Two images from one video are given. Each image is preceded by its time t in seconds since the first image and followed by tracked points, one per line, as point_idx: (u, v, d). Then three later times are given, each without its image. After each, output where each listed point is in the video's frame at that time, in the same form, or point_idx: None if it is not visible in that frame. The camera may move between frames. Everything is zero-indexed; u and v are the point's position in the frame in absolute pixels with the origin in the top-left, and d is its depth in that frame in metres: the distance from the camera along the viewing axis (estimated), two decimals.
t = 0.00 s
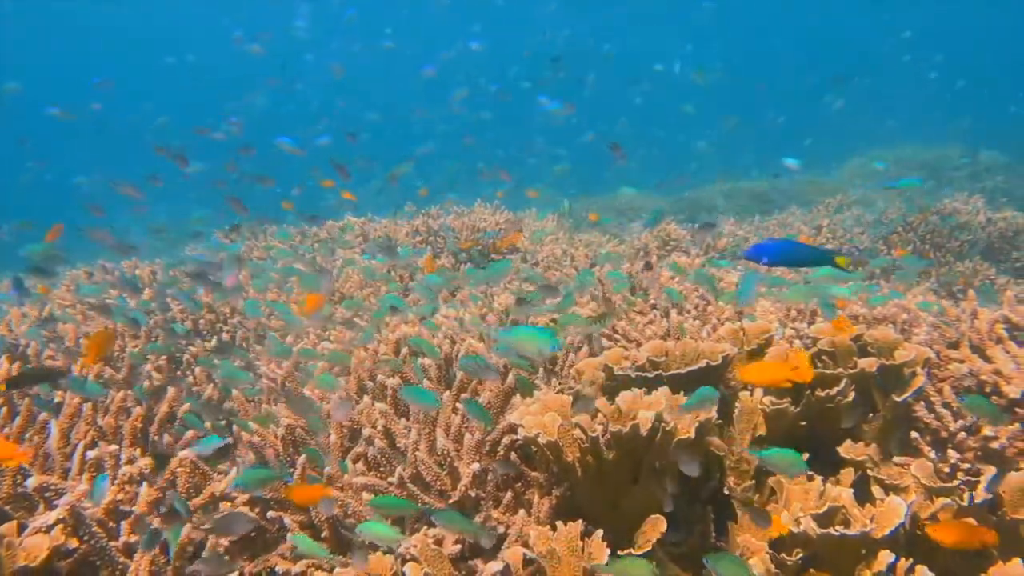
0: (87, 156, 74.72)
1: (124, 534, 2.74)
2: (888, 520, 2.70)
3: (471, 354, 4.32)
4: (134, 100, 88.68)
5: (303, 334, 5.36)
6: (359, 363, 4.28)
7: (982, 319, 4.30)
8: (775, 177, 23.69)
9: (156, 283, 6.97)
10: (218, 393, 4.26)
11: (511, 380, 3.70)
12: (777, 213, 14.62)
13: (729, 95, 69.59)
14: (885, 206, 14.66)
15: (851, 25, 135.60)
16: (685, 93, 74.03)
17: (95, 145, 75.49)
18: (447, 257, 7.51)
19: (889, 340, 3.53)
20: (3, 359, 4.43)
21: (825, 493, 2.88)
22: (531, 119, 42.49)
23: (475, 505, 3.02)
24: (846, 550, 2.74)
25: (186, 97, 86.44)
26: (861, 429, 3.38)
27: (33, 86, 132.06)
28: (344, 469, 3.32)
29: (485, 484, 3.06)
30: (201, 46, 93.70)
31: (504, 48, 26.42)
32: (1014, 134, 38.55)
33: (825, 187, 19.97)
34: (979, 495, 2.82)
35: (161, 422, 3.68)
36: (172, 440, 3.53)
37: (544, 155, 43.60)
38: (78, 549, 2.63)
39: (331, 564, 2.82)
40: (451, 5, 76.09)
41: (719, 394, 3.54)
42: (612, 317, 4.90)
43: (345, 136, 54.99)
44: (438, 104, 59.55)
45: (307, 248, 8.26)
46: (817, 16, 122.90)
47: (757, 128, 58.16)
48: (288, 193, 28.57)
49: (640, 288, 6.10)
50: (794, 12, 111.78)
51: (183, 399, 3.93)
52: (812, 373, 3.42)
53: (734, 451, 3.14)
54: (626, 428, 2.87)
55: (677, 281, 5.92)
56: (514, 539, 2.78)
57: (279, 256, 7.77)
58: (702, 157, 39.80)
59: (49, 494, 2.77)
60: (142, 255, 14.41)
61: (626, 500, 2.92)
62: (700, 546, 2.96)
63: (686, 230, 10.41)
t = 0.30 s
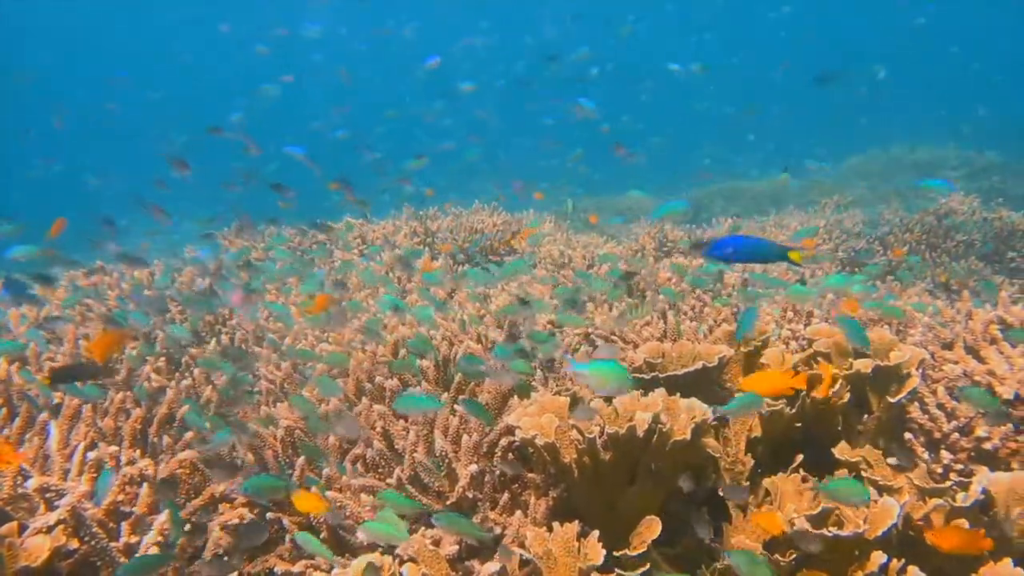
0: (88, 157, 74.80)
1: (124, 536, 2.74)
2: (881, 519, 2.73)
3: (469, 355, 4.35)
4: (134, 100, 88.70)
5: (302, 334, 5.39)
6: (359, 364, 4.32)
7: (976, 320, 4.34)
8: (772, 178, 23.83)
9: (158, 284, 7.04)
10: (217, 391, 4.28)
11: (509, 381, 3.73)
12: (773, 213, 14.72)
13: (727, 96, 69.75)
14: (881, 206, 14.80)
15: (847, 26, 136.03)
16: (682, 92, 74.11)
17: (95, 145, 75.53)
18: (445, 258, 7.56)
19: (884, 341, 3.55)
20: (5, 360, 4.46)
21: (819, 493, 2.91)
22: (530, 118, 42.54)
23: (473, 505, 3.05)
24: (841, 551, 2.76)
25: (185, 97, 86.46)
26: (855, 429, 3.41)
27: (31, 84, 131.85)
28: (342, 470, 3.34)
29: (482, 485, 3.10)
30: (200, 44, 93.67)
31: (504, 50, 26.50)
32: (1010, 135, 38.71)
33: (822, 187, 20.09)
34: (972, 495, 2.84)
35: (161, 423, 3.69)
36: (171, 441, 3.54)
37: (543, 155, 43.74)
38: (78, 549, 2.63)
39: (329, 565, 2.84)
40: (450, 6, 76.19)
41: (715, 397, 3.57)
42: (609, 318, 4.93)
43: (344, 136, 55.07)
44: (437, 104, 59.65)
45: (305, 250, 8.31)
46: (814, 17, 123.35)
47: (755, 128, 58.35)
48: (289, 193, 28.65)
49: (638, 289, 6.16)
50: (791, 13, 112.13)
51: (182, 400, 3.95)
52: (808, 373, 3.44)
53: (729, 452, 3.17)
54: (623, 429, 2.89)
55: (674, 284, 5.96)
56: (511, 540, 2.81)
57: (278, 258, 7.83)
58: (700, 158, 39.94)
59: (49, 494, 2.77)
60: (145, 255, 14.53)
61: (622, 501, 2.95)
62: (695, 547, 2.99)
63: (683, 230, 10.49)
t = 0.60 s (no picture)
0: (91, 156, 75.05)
1: (126, 540, 2.77)
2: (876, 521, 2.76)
3: (470, 357, 4.39)
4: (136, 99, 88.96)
5: (303, 335, 5.43)
6: (360, 366, 4.37)
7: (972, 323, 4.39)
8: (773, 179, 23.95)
9: (159, 283, 7.09)
10: (218, 392, 4.33)
11: (507, 384, 3.77)
12: (773, 214, 14.80)
13: (728, 96, 69.85)
14: (882, 207, 14.89)
15: (848, 26, 136.26)
16: (683, 91, 74.15)
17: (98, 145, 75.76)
18: (446, 260, 7.62)
19: (878, 344, 3.58)
20: (10, 361, 4.53)
21: (814, 495, 2.94)
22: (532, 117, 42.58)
23: (472, 506, 3.09)
24: (833, 552, 2.81)
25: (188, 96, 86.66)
26: (851, 432, 3.45)
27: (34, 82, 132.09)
28: (342, 472, 3.36)
29: (480, 487, 3.15)
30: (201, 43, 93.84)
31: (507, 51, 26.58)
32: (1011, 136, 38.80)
33: (823, 188, 20.18)
34: (967, 497, 2.87)
35: (163, 425, 3.73)
36: (172, 443, 3.57)
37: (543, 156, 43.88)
38: (82, 552, 2.65)
39: (330, 566, 2.87)
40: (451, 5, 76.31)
41: (712, 400, 3.59)
42: (608, 319, 4.97)
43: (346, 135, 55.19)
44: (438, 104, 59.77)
45: (308, 251, 8.36)
46: (815, 16, 123.48)
47: (756, 128, 58.45)
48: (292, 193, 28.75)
49: (636, 290, 6.20)
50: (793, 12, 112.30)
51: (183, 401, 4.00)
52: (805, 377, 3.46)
53: (726, 454, 3.20)
54: (618, 432, 2.93)
55: (675, 286, 5.99)
56: (510, 541, 2.84)
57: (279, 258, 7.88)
58: (701, 158, 40.07)
59: (54, 498, 2.81)
60: (152, 255, 14.69)
61: (619, 504, 2.98)
62: (692, 548, 3.03)
63: (683, 231, 10.54)
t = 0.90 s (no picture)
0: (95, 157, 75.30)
1: (131, 542, 2.81)
2: (871, 526, 2.80)
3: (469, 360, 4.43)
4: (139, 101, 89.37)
5: (306, 339, 5.46)
6: (360, 370, 4.40)
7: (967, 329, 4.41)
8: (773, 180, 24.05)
9: (163, 286, 7.15)
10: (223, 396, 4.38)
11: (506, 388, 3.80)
12: (772, 216, 14.88)
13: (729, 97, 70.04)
14: (882, 209, 14.97)
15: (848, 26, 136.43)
16: (685, 92, 74.26)
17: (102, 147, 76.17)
18: (447, 263, 7.66)
19: (874, 350, 3.61)
20: (17, 367, 4.58)
21: (811, 498, 2.96)
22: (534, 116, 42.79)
23: (472, 509, 3.12)
24: (831, 554, 2.84)
25: (190, 97, 87.04)
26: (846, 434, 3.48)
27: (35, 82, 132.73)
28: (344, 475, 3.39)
29: (479, 489, 3.18)
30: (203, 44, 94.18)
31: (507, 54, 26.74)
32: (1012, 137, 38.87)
33: (823, 188, 20.28)
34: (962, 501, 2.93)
35: (166, 428, 3.76)
36: (175, 447, 3.60)
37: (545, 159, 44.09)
38: (88, 555, 2.70)
39: (331, 567, 2.91)
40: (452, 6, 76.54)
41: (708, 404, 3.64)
42: (607, 323, 5.02)
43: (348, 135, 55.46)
44: (440, 104, 59.93)
45: (309, 253, 8.40)
46: (815, 15, 123.68)
47: (757, 130, 58.68)
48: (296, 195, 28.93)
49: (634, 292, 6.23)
50: (793, 13, 112.48)
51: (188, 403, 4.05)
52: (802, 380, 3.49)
53: (724, 457, 3.23)
54: (616, 437, 2.96)
55: (676, 287, 6.03)
56: (509, 543, 2.87)
57: (282, 261, 7.93)
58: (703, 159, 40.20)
59: (60, 500, 2.85)
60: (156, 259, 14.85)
61: (617, 506, 3.02)
62: (691, 549, 3.05)
63: (682, 232, 10.58)
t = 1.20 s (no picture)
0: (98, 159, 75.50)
1: (138, 544, 2.85)
2: (868, 528, 2.83)
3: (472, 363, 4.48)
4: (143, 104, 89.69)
5: (308, 341, 5.50)
6: (362, 373, 4.45)
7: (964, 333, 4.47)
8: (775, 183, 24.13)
9: (167, 288, 7.20)
10: (229, 399, 4.42)
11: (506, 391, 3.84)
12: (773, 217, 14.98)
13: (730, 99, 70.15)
14: (883, 212, 15.01)
15: (850, 28, 136.63)
16: (686, 94, 74.33)
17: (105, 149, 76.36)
18: (450, 266, 7.70)
19: (872, 353, 3.64)
20: (27, 370, 4.63)
21: (809, 501, 3.01)
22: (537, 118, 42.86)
23: (473, 510, 3.15)
24: (829, 556, 2.86)
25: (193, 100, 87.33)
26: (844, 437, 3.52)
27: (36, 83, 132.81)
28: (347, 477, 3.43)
29: (481, 491, 3.20)
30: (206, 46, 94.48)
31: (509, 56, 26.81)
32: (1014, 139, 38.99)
33: (824, 190, 20.44)
34: (957, 504, 2.97)
35: (171, 431, 3.80)
36: (179, 449, 3.63)
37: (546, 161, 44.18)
38: (93, 556, 2.72)
39: (334, 568, 2.94)
40: (453, 8, 76.69)
41: (708, 407, 3.68)
42: (608, 326, 5.08)
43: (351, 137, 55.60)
44: (441, 107, 60.11)
45: (312, 256, 8.45)
46: (816, 18, 123.93)
47: (758, 133, 58.79)
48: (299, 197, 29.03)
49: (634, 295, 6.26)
50: (794, 14, 112.54)
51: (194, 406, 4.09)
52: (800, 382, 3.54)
53: (723, 459, 3.27)
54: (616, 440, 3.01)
55: (677, 290, 6.09)
56: (509, 545, 2.91)
57: (285, 263, 7.98)
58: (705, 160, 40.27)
59: (68, 503, 2.88)
60: (160, 262, 14.95)
61: (614, 511, 3.05)
62: (691, 551, 3.08)
63: (684, 234, 10.63)
